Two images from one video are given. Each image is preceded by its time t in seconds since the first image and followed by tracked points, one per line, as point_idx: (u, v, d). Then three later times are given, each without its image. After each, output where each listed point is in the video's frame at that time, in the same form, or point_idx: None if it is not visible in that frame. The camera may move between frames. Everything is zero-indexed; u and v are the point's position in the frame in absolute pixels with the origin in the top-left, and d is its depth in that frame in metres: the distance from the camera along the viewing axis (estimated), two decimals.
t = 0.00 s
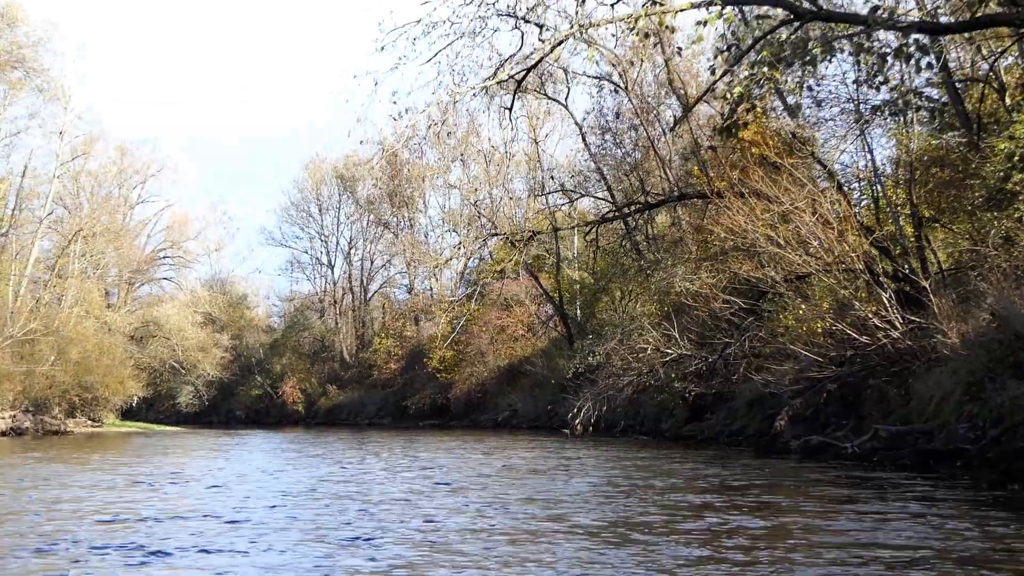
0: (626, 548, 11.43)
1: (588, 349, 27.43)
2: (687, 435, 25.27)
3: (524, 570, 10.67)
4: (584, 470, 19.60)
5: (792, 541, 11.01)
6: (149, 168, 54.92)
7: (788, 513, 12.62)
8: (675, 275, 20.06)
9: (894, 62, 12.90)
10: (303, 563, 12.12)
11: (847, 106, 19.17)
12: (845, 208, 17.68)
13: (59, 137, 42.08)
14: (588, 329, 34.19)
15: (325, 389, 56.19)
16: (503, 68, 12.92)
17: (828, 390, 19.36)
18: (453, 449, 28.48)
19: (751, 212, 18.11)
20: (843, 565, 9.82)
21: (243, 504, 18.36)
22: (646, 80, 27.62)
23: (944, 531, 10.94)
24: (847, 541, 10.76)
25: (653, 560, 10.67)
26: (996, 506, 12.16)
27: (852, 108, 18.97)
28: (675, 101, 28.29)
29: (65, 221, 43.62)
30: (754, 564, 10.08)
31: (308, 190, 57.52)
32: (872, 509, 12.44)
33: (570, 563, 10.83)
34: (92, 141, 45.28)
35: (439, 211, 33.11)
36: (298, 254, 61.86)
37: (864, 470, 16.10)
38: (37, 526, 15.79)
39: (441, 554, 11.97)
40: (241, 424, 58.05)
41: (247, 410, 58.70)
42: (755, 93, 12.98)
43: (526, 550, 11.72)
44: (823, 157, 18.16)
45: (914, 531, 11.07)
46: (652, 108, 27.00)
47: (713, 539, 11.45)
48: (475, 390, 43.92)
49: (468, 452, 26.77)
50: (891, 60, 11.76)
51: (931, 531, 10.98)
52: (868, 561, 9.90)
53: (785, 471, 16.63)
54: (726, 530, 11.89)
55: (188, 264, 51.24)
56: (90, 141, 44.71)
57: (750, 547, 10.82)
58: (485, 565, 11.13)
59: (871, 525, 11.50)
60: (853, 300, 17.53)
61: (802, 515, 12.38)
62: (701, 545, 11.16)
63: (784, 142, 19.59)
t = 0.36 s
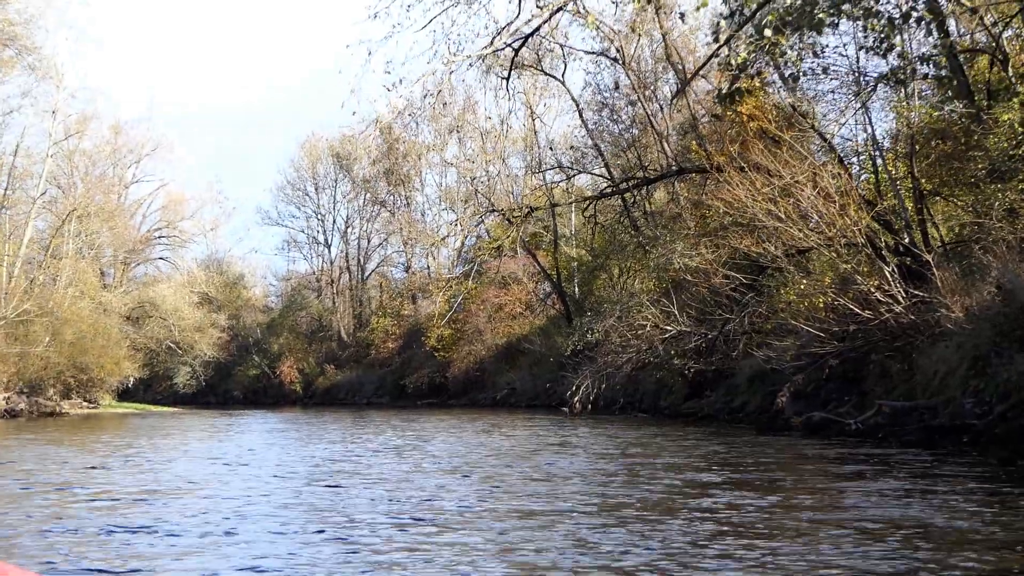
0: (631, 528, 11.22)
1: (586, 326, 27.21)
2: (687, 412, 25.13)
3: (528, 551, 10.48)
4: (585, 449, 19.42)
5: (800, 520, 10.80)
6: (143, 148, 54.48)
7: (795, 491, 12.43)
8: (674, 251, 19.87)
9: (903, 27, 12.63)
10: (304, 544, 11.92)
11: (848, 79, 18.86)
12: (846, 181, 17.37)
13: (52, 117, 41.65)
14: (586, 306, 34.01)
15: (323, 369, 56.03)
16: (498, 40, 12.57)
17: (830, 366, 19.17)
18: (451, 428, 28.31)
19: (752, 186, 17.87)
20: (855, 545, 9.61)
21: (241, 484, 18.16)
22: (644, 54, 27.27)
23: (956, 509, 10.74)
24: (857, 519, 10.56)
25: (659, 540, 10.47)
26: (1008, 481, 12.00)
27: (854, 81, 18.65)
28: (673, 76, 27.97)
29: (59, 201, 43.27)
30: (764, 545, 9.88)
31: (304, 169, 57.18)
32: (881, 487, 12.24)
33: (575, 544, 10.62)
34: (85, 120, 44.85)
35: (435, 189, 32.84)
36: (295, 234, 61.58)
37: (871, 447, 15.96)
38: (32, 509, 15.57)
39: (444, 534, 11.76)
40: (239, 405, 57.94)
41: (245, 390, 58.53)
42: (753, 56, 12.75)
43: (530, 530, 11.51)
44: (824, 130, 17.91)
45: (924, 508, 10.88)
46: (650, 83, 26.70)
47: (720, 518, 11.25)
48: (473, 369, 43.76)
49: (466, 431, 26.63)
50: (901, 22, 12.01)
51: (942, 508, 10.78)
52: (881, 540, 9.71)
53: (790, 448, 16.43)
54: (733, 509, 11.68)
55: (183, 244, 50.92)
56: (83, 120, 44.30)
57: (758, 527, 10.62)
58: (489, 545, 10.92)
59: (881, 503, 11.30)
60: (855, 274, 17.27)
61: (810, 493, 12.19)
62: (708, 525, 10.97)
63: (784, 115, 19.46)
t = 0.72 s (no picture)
0: (636, 524, 11.06)
1: (585, 321, 27.03)
2: (687, 406, 24.94)
3: (532, 547, 10.31)
4: (586, 444, 19.26)
5: (808, 514, 10.64)
6: (138, 146, 54.19)
7: (799, 485, 12.29)
8: (673, 244, 19.71)
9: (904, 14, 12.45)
10: (304, 543, 11.73)
11: (847, 68, 18.71)
12: (846, 170, 17.20)
13: (44, 116, 41.37)
14: (584, 301, 33.84)
15: (321, 367, 55.81)
16: (493, 25, 11.90)
17: (832, 357, 18.96)
18: (450, 424, 28.14)
19: (751, 177, 17.70)
20: (865, 540, 9.45)
21: (239, 484, 17.98)
22: (639, 47, 27.12)
23: (965, 502, 10.58)
24: (865, 514, 10.40)
25: (665, 536, 10.30)
26: (1016, 473, 11.82)
27: (853, 70, 18.49)
28: (668, 69, 27.83)
29: (53, 200, 43.00)
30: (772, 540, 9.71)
31: (299, 167, 56.91)
32: (887, 479, 12.08)
33: (579, 540, 10.45)
34: (78, 119, 44.54)
35: (431, 185, 32.63)
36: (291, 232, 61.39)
37: (876, 440, 15.73)
38: (28, 510, 15.37)
39: (446, 532, 11.58)
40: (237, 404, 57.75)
41: (243, 389, 58.31)
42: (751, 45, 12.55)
43: (533, 527, 11.34)
44: (823, 120, 17.76)
45: (934, 502, 10.71)
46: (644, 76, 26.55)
47: (726, 513, 11.09)
48: (471, 365, 43.55)
49: (464, 427, 26.47)
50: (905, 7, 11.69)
51: (952, 501, 10.62)
52: (891, 535, 9.55)
53: (793, 441, 16.24)
54: (739, 503, 11.52)
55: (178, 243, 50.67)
56: (76, 119, 43.98)
57: (765, 522, 10.45)
58: (492, 542, 10.76)
59: (889, 496, 11.14)
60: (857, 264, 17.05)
61: (816, 486, 12.03)
62: (714, 520, 10.81)
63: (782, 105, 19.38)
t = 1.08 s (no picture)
0: (639, 519, 10.81)
1: (585, 313, 26.81)
2: (688, 398, 24.77)
3: (532, 543, 10.06)
4: (587, 437, 19.02)
5: (815, 510, 10.38)
6: (134, 139, 53.89)
7: (805, 477, 12.14)
8: (674, 235, 19.47)
9: None
10: (300, 539, 11.48)
11: (848, 56, 18.48)
12: (849, 158, 16.95)
13: (40, 107, 41.11)
14: (583, 293, 33.67)
15: (319, 360, 55.58)
16: (491, 8, 11.63)
17: (836, 348, 18.75)
18: (449, 417, 27.97)
19: (753, 166, 17.44)
20: (875, 537, 9.18)
21: (235, 478, 17.75)
22: (638, 37, 26.89)
23: (976, 496, 10.32)
24: (874, 508, 10.13)
25: (669, 531, 10.04)
26: None
27: (855, 58, 18.27)
28: (668, 59, 27.60)
29: (49, 193, 42.74)
30: (778, 536, 9.46)
31: (297, 159, 56.65)
32: (895, 473, 11.82)
33: (580, 536, 10.20)
34: (74, 111, 44.24)
35: (429, 177, 32.42)
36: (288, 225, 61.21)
37: (883, 433, 15.52)
38: (21, 505, 15.15)
39: (444, 527, 11.33)
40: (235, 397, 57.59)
41: (241, 382, 58.13)
42: (754, 29, 12.32)
43: (532, 522, 11.08)
44: (825, 109, 17.54)
45: (943, 496, 10.45)
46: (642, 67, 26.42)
47: (731, 508, 10.84)
48: (470, 358, 43.34)
49: (464, 421, 26.29)
50: None
51: (962, 496, 10.35)
52: (901, 531, 9.28)
53: (799, 434, 16.03)
54: (743, 498, 11.27)
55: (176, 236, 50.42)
56: (72, 111, 43.71)
57: (771, 518, 10.19)
58: (491, 537, 10.51)
59: (897, 491, 10.88)
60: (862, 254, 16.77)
61: (822, 481, 11.78)
62: (719, 515, 10.56)
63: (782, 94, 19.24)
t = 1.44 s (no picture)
0: (641, 517, 10.57)
1: (584, 307, 26.62)
2: (688, 394, 24.60)
3: (532, 540, 9.86)
4: (587, 433, 18.79)
5: (822, 510, 10.14)
6: (132, 131, 53.62)
7: (807, 475, 11.98)
8: (675, 229, 19.26)
9: None
10: (294, 535, 11.23)
11: (851, 49, 18.29)
12: (852, 151, 16.71)
13: (37, 99, 40.88)
14: (582, 288, 33.48)
15: (317, 354, 55.35)
16: None
17: (838, 344, 18.54)
18: (447, 412, 27.77)
19: (755, 158, 17.21)
20: (885, 538, 8.94)
21: (230, 472, 17.54)
22: (638, 30, 26.67)
23: (986, 496, 10.09)
24: (881, 507, 9.95)
25: (673, 531, 9.80)
26: None
27: (859, 50, 18.08)
28: (668, 53, 27.42)
29: (46, 185, 42.56)
30: (786, 536, 9.22)
31: (296, 153, 56.41)
32: (902, 472, 11.60)
33: (582, 534, 9.97)
34: (72, 103, 43.98)
35: (427, 171, 32.20)
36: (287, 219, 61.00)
37: (889, 430, 15.31)
38: (12, 499, 14.90)
39: (443, 524, 11.09)
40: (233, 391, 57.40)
41: (239, 375, 57.94)
42: (759, 20, 12.15)
43: (533, 519, 10.85)
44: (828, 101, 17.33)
45: (954, 496, 10.21)
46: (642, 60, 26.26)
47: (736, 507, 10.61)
48: (468, 352, 43.12)
49: (462, 416, 26.12)
50: None
51: (973, 496, 10.12)
52: (912, 532, 9.05)
53: (801, 431, 15.83)
54: (747, 497, 11.03)
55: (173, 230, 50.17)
56: (69, 103, 43.44)
57: (777, 518, 9.95)
58: (490, 535, 10.27)
59: (905, 490, 10.64)
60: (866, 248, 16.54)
61: (828, 479, 11.54)
62: (724, 514, 10.31)
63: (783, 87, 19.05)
